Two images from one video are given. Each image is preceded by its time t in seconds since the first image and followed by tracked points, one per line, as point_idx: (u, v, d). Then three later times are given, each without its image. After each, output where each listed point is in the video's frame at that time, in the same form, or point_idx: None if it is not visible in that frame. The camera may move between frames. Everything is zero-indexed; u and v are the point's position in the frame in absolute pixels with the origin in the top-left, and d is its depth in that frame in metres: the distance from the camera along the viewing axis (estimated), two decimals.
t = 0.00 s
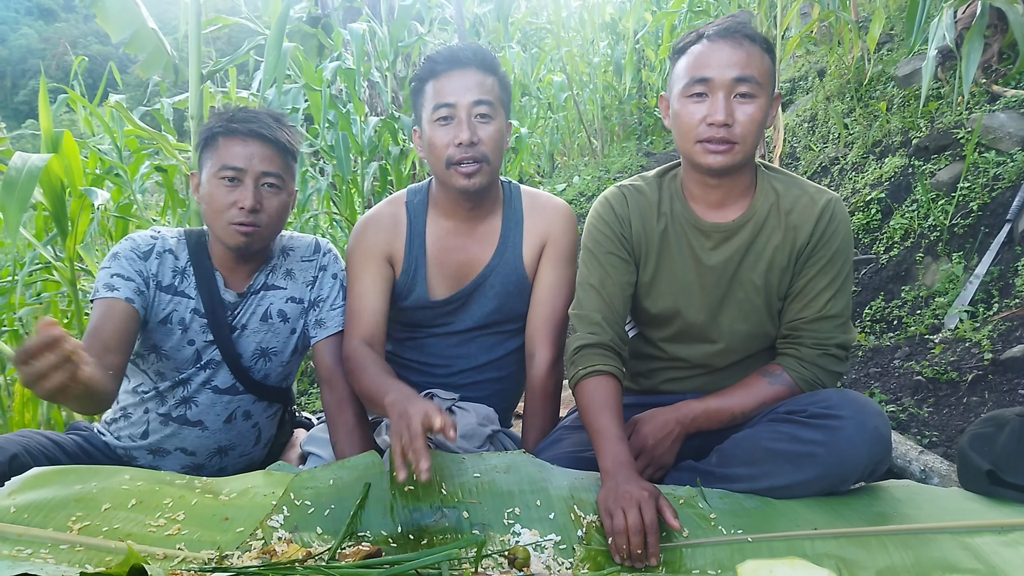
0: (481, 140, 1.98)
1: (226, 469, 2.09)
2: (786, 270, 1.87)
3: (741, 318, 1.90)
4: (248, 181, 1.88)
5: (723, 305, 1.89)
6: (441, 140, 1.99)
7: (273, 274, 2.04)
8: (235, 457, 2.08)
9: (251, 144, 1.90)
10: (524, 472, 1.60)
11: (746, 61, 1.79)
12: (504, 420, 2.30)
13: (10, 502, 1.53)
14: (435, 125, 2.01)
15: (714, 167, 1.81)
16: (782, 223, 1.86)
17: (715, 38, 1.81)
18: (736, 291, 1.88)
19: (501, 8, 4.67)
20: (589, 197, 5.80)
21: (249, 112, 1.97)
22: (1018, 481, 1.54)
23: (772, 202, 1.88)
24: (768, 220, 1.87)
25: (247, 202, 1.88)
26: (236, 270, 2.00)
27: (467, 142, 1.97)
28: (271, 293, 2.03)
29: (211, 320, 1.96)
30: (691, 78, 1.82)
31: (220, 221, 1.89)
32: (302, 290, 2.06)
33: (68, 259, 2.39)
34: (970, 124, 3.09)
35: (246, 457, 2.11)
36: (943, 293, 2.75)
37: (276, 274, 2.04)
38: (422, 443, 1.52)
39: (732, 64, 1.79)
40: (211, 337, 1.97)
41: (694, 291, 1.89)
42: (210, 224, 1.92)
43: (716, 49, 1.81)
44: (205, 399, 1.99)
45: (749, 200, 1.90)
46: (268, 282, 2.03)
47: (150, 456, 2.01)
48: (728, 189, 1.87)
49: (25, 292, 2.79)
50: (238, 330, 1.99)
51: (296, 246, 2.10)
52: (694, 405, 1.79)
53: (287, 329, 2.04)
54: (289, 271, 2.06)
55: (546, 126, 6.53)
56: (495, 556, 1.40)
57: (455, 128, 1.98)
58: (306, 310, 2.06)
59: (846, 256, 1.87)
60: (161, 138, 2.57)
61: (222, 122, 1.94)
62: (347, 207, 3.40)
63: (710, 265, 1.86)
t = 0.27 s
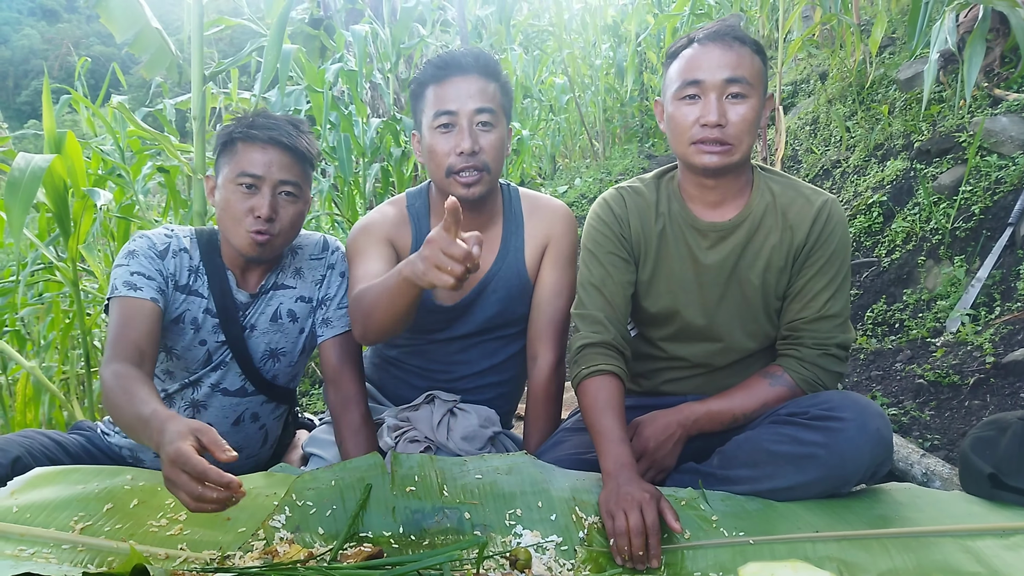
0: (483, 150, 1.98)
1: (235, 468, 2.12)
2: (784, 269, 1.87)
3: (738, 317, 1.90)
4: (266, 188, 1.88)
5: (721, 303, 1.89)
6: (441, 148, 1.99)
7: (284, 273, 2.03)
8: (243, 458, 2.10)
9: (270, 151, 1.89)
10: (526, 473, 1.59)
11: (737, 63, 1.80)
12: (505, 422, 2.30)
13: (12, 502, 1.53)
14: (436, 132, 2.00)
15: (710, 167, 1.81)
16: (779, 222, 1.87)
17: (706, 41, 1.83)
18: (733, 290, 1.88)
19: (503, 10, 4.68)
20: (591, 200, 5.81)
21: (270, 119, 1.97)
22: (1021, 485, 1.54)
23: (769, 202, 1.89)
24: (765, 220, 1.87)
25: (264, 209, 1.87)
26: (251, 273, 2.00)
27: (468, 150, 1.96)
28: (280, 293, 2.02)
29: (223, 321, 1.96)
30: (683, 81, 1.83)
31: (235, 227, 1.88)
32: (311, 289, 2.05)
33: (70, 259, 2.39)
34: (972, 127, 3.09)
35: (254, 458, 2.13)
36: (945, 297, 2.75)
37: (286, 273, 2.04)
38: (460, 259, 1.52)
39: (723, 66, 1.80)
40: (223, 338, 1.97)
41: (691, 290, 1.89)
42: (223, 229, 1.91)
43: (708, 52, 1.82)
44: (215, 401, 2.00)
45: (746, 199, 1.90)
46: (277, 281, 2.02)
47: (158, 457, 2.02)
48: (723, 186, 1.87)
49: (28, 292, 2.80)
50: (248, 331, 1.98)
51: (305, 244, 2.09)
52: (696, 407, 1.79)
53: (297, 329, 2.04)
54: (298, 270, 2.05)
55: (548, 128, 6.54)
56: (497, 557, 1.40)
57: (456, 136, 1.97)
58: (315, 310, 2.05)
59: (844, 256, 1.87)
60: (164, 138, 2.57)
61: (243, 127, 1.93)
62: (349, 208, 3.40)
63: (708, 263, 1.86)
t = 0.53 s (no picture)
0: (483, 157, 1.97)
1: (238, 470, 2.13)
2: (786, 270, 1.87)
3: (740, 317, 1.90)
4: (265, 185, 1.88)
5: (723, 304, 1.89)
6: (441, 155, 1.98)
7: (283, 271, 2.03)
8: (245, 459, 2.12)
9: (269, 148, 1.89)
10: (529, 475, 1.59)
11: (739, 62, 1.80)
12: (507, 423, 2.30)
13: (16, 503, 1.53)
14: (436, 139, 1.99)
15: (713, 168, 1.81)
16: (781, 223, 1.86)
17: (707, 41, 1.83)
18: (735, 291, 1.88)
19: (505, 11, 4.68)
20: (593, 200, 5.81)
21: (268, 115, 1.96)
22: None
23: (770, 202, 1.88)
24: (766, 220, 1.87)
25: (263, 207, 1.88)
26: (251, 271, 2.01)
27: (469, 158, 1.96)
28: (279, 291, 2.02)
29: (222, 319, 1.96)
30: (685, 82, 1.83)
31: (235, 224, 1.89)
32: (310, 287, 2.05)
33: (73, 259, 2.40)
34: (975, 128, 3.08)
35: (257, 459, 2.15)
36: (948, 297, 2.74)
37: (285, 271, 2.04)
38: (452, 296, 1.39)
39: (725, 66, 1.80)
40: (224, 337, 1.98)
41: (693, 291, 1.89)
42: (223, 226, 1.92)
43: (709, 52, 1.82)
44: (215, 403, 2.00)
45: (748, 199, 1.90)
46: (276, 280, 2.03)
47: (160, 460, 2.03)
48: (726, 186, 1.87)
49: (31, 293, 2.80)
50: (246, 330, 1.99)
51: (304, 242, 2.09)
52: (699, 408, 1.79)
53: (295, 327, 2.04)
54: (297, 268, 2.05)
55: (549, 128, 6.54)
56: (500, 558, 1.40)
57: (456, 143, 1.97)
58: (314, 309, 2.05)
59: (846, 256, 1.87)
60: (167, 140, 2.58)
61: (241, 124, 1.92)
62: (351, 209, 3.41)
63: (709, 264, 1.86)
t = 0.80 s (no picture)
0: (482, 175, 1.95)
1: (241, 471, 2.13)
2: (792, 274, 1.87)
3: (744, 320, 1.90)
4: (260, 184, 1.88)
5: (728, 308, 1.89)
6: (441, 171, 1.96)
7: (282, 272, 2.04)
8: (249, 459, 2.12)
9: (264, 147, 1.90)
10: (532, 475, 1.60)
11: (746, 65, 1.80)
12: (509, 425, 2.30)
13: (19, 503, 1.53)
14: (436, 154, 1.97)
15: (720, 173, 1.81)
16: (786, 227, 1.86)
17: (712, 44, 1.83)
18: (740, 294, 1.87)
19: (508, 12, 4.69)
20: (595, 201, 5.81)
21: (263, 113, 1.97)
22: None
23: (776, 206, 1.88)
24: (772, 224, 1.87)
25: (258, 206, 1.87)
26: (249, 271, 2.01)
27: (470, 177, 1.93)
28: (279, 292, 2.03)
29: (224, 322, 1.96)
30: (691, 85, 1.83)
31: (230, 224, 1.89)
32: (310, 288, 2.06)
33: (75, 260, 2.40)
34: (977, 129, 3.08)
35: (259, 459, 2.15)
36: (951, 299, 2.74)
37: (285, 272, 2.05)
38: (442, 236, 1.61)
39: (732, 69, 1.79)
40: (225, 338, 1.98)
41: (698, 295, 1.89)
42: (219, 225, 1.92)
43: (716, 53, 1.81)
44: (217, 405, 2.00)
45: (754, 203, 1.89)
46: (276, 281, 2.03)
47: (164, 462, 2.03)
48: (733, 189, 1.86)
49: (34, 294, 2.81)
50: (247, 331, 1.99)
51: (303, 243, 2.10)
52: (702, 408, 1.79)
53: (296, 329, 2.04)
54: (297, 269, 2.06)
55: (552, 129, 6.55)
56: (503, 559, 1.40)
57: (456, 159, 1.95)
58: (315, 310, 2.06)
59: (852, 260, 1.87)
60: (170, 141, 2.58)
61: (234, 122, 1.94)
62: (354, 210, 3.41)
63: (715, 268, 1.86)
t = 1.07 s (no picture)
0: (480, 172, 1.94)
1: (251, 471, 2.12)
2: (796, 274, 1.86)
3: (749, 320, 1.89)
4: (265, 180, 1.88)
5: (733, 308, 1.89)
6: (440, 169, 1.95)
7: (291, 271, 2.05)
8: (259, 458, 2.11)
9: (270, 144, 1.90)
10: (536, 475, 1.59)
11: (746, 65, 1.79)
12: (512, 424, 2.30)
13: (24, 501, 1.54)
14: (435, 148, 1.97)
15: (723, 173, 1.81)
16: (791, 227, 1.86)
17: (712, 45, 1.82)
18: (745, 295, 1.87)
19: (511, 10, 4.69)
20: (598, 200, 5.80)
21: (270, 108, 1.97)
22: None
23: (781, 206, 1.88)
24: (777, 224, 1.86)
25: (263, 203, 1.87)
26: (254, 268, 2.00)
27: (468, 172, 1.93)
28: (288, 291, 2.03)
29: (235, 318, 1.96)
30: (691, 87, 1.82)
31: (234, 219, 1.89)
32: (319, 287, 2.07)
33: (80, 259, 2.40)
34: (982, 127, 3.07)
35: (269, 457, 2.14)
36: (955, 297, 2.73)
37: (294, 271, 2.05)
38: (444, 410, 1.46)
39: (731, 70, 1.79)
40: (239, 337, 1.97)
41: (702, 295, 1.89)
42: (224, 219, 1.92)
43: (715, 55, 1.81)
44: (228, 405, 2.00)
45: (758, 202, 1.89)
46: (285, 280, 2.04)
47: (175, 467, 2.01)
48: (736, 189, 1.86)
49: (38, 293, 2.81)
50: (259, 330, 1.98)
51: (312, 241, 2.10)
52: (707, 407, 1.79)
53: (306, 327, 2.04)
54: (306, 268, 2.06)
55: (555, 128, 6.55)
56: (507, 558, 1.41)
57: (455, 155, 1.94)
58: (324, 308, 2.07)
59: (857, 258, 1.86)
60: (174, 140, 2.59)
61: (241, 118, 1.93)
62: (357, 209, 3.41)
63: (719, 268, 1.86)
